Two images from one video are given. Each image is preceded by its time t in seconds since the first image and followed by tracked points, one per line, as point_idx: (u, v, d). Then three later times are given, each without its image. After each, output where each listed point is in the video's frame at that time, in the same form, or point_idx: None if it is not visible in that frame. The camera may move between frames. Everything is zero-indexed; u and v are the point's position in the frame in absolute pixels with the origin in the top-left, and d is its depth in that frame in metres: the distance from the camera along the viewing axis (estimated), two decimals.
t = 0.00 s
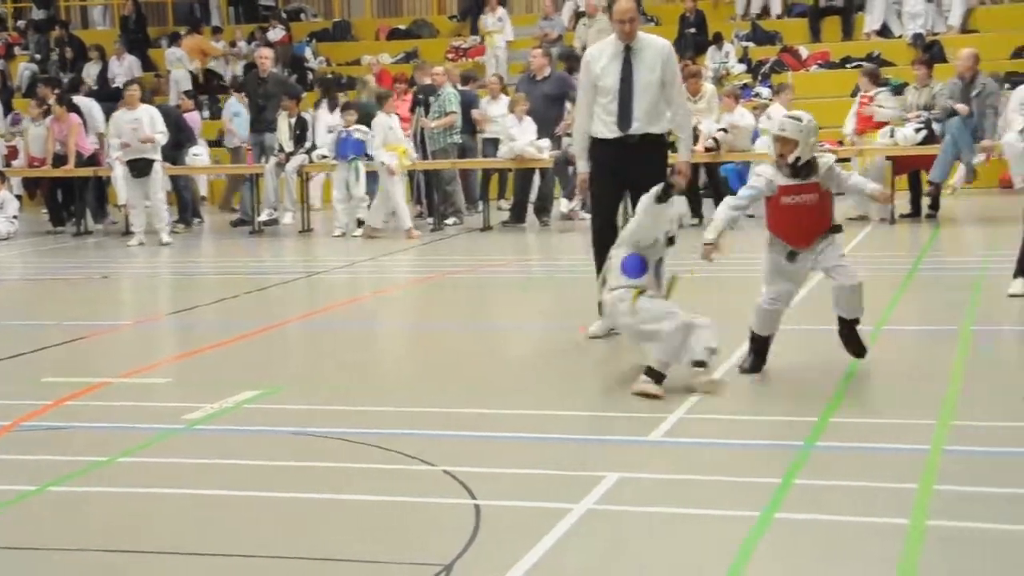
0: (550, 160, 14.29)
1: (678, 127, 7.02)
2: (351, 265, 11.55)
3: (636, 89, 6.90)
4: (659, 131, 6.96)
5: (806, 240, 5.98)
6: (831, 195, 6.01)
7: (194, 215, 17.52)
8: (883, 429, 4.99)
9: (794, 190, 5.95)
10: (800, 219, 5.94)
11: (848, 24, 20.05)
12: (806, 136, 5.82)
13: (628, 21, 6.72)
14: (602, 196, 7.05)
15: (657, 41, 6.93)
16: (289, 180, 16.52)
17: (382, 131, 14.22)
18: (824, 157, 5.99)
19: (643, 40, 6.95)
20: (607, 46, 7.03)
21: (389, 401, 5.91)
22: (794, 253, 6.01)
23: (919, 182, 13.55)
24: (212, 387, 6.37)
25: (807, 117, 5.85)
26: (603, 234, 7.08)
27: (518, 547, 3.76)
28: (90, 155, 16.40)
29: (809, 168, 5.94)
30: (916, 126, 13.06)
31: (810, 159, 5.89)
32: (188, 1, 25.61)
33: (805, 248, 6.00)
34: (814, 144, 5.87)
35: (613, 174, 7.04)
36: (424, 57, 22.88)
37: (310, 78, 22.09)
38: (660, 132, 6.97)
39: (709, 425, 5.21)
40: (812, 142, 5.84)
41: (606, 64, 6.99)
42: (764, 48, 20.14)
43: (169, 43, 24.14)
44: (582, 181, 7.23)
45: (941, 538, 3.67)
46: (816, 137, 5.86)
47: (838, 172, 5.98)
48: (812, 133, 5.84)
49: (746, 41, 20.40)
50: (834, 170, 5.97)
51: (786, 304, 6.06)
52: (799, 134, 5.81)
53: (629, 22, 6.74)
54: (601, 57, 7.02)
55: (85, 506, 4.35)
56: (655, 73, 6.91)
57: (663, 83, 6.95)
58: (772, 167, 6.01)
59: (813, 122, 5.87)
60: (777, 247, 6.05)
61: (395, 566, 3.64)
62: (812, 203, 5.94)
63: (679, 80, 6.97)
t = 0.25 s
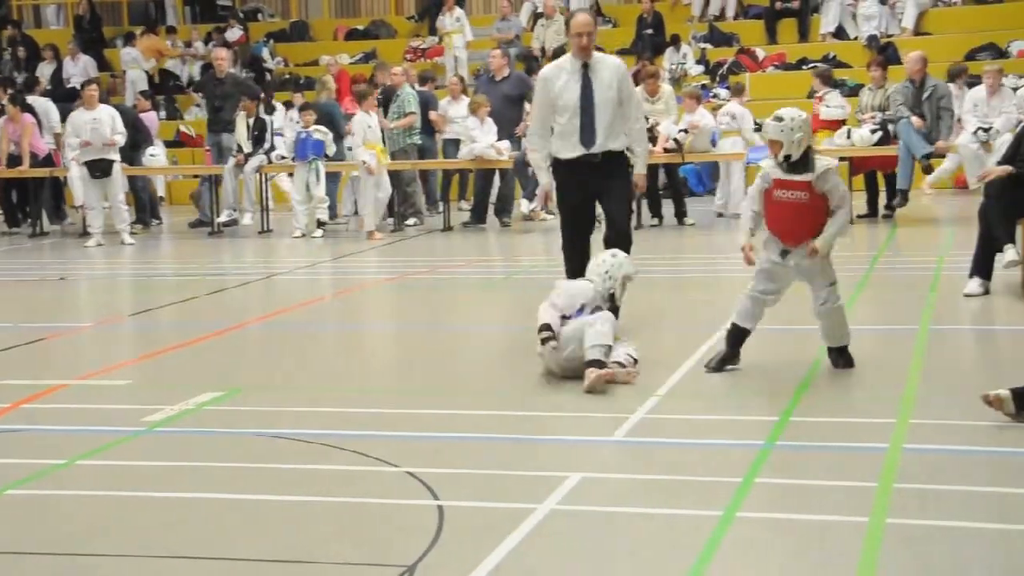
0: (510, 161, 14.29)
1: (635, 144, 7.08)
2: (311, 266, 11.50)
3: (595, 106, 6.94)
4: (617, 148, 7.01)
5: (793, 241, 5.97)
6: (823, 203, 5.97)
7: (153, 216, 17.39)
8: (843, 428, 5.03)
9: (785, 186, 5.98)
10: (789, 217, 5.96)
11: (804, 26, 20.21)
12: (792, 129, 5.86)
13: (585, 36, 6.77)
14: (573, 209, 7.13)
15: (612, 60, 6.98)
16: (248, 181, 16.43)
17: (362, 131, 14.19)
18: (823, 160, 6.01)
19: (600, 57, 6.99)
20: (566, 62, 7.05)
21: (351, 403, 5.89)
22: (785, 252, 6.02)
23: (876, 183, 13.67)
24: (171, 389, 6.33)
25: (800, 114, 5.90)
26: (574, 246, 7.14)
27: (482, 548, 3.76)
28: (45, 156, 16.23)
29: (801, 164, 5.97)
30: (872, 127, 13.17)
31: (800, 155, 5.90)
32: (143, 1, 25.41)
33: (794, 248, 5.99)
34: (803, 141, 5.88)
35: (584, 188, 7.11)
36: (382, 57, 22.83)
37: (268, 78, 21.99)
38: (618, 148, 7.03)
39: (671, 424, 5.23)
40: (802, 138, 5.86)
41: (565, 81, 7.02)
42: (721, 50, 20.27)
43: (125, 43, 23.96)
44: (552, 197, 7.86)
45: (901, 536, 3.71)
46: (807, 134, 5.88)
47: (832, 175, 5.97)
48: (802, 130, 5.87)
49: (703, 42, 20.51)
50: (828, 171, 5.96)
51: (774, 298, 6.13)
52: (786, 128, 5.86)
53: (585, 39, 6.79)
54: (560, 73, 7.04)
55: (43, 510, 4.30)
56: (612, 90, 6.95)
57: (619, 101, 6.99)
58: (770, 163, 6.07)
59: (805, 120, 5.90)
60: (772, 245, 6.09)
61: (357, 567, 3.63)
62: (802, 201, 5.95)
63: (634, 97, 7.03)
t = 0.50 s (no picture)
0: (497, 161, 14.28)
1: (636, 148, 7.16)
2: (300, 266, 11.48)
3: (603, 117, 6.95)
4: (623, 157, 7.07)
5: (789, 228, 6.06)
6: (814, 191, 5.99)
7: (140, 216, 17.34)
8: (830, 428, 5.04)
9: (775, 173, 6.10)
10: (783, 205, 6.07)
11: (791, 27, 20.25)
12: (777, 115, 6.02)
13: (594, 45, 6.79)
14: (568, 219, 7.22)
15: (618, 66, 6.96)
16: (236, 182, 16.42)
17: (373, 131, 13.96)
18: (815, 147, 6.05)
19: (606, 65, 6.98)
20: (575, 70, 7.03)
21: (341, 402, 5.89)
22: (784, 241, 6.09)
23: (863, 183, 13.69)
24: (159, 389, 6.31)
25: (785, 101, 6.04)
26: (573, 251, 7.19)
27: (470, 547, 3.77)
28: (32, 155, 16.19)
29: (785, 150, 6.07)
30: (860, 127, 13.08)
31: (784, 141, 6.03)
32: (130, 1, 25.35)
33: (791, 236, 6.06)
34: (787, 126, 6.02)
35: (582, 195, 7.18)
36: (370, 57, 22.80)
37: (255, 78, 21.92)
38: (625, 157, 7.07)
39: (661, 424, 5.24)
40: (783, 123, 6.01)
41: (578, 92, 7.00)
42: (708, 50, 20.30)
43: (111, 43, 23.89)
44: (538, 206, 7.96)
45: (888, 536, 3.72)
46: (791, 120, 6.01)
47: (817, 160, 5.97)
48: (783, 116, 6.01)
49: (690, 42, 20.54)
50: (814, 155, 5.98)
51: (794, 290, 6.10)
52: (770, 114, 6.04)
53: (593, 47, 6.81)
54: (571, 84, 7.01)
55: (30, 510, 4.29)
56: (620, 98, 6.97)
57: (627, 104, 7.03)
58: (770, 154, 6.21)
59: (788, 106, 6.03)
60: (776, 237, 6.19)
61: (347, 566, 3.64)
62: (789, 187, 6.04)
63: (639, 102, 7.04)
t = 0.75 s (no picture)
0: (492, 161, 14.28)
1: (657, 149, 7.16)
2: (296, 266, 11.47)
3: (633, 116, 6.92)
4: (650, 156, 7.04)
5: (778, 227, 6.06)
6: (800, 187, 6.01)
7: (136, 215, 17.33)
8: (826, 428, 5.05)
9: (758, 173, 6.13)
10: (771, 204, 6.08)
11: (786, 27, 20.27)
12: (754, 119, 6.06)
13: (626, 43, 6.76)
14: (591, 218, 7.07)
15: (642, 62, 6.97)
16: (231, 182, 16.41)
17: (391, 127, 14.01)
18: (796, 143, 6.08)
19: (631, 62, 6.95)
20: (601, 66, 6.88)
21: (337, 402, 5.89)
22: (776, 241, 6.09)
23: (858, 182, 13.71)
24: (155, 389, 6.31)
25: (762, 102, 6.09)
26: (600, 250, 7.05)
27: (465, 547, 3.77)
28: (27, 155, 16.17)
29: (766, 150, 6.10)
30: (854, 127, 13.23)
31: (765, 143, 6.07)
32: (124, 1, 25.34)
33: (780, 235, 6.06)
34: (765, 128, 6.05)
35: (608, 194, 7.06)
36: (365, 57, 22.79)
37: (250, 78, 21.90)
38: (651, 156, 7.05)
39: (656, 424, 5.24)
40: (760, 126, 6.04)
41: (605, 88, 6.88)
42: (703, 50, 20.32)
43: (106, 43, 23.87)
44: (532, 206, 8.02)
45: (883, 536, 3.73)
46: (769, 121, 6.04)
47: (798, 155, 6.01)
48: (761, 117, 6.05)
49: (685, 42, 20.57)
50: (794, 151, 6.02)
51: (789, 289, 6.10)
52: (748, 117, 6.08)
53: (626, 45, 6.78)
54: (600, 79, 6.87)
55: (26, 510, 4.29)
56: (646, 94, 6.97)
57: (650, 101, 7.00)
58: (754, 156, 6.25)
59: (764, 106, 6.07)
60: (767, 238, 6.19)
61: (343, 567, 3.63)
62: (773, 186, 6.07)
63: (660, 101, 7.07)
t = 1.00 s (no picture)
0: (493, 161, 14.27)
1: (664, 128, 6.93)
2: (298, 266, 11.47)
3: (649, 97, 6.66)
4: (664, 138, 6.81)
5: (772, 224, 6.02)
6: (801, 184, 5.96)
7: (137, 215, 17.34)
8: (827, 428, 5.05)
9: (758, 169, 6.09)
10: (768, 201, 6.04)
11: (787, 27, 20.26)
12: (762, 114, 6.00)
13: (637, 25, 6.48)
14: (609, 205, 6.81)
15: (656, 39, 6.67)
16: (232, 182, 16.44)
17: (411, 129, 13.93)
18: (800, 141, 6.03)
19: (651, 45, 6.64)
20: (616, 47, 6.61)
21: (339, 402, 5.89)
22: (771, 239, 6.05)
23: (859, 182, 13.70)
24: (156, 389, 6.31)
25: (771, 98, 6.02)
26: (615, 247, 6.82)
27: (466, 547, 3.77)
28: (28, 155, 16.17)
29: (771, 146, 6.03)
30: (855, 128, 13.21)
31: (770, 139, 6.00)
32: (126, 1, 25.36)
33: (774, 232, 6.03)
34: (772, 124, 5.98)
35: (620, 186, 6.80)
36: (366, 57, 22.79)
37: (252, 79, 21.92)
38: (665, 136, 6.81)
39: (657, 424, 5.24)
40: (767, 121, 5.98)
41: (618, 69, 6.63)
42: (704, 50, 20.32)
43: (107, 43, 23.88)
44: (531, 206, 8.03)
45: (884, 536, 3.73)
46: (775, 118, 5.97)
47: (800, 152, 5.95)
48: (768, 113, 5.98)
49: (686, 42, 20.57)
50: (796, 148, 5.96)
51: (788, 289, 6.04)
52: (756, 112, 6.03)
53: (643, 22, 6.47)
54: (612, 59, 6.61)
55: (27, 510, 4.29)
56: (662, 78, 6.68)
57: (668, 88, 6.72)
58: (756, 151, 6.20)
59: (774, 103, 6.01)
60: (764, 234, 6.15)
61: (345, 567, 3.63)
62: (772, 182, 6.02)
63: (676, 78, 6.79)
